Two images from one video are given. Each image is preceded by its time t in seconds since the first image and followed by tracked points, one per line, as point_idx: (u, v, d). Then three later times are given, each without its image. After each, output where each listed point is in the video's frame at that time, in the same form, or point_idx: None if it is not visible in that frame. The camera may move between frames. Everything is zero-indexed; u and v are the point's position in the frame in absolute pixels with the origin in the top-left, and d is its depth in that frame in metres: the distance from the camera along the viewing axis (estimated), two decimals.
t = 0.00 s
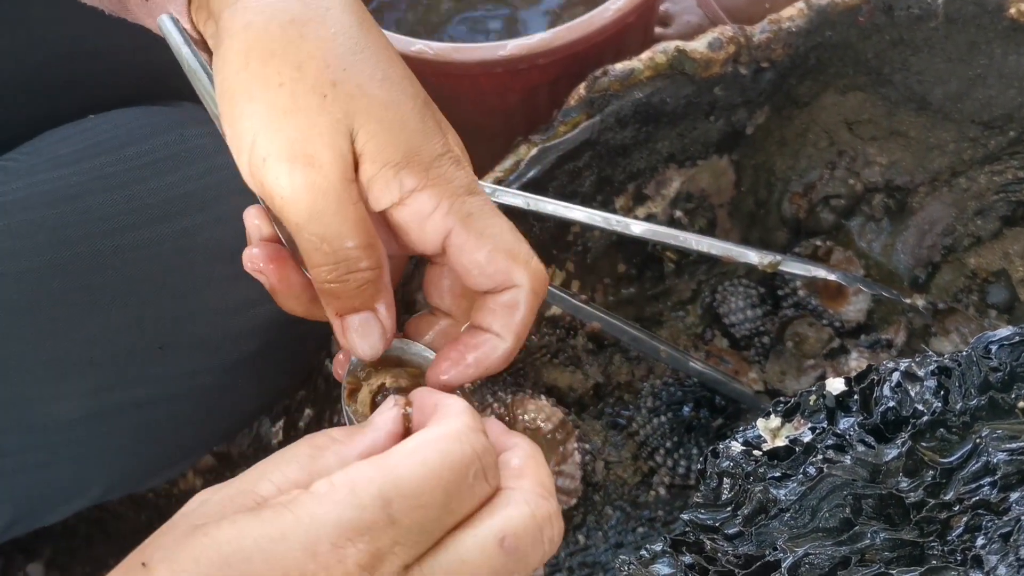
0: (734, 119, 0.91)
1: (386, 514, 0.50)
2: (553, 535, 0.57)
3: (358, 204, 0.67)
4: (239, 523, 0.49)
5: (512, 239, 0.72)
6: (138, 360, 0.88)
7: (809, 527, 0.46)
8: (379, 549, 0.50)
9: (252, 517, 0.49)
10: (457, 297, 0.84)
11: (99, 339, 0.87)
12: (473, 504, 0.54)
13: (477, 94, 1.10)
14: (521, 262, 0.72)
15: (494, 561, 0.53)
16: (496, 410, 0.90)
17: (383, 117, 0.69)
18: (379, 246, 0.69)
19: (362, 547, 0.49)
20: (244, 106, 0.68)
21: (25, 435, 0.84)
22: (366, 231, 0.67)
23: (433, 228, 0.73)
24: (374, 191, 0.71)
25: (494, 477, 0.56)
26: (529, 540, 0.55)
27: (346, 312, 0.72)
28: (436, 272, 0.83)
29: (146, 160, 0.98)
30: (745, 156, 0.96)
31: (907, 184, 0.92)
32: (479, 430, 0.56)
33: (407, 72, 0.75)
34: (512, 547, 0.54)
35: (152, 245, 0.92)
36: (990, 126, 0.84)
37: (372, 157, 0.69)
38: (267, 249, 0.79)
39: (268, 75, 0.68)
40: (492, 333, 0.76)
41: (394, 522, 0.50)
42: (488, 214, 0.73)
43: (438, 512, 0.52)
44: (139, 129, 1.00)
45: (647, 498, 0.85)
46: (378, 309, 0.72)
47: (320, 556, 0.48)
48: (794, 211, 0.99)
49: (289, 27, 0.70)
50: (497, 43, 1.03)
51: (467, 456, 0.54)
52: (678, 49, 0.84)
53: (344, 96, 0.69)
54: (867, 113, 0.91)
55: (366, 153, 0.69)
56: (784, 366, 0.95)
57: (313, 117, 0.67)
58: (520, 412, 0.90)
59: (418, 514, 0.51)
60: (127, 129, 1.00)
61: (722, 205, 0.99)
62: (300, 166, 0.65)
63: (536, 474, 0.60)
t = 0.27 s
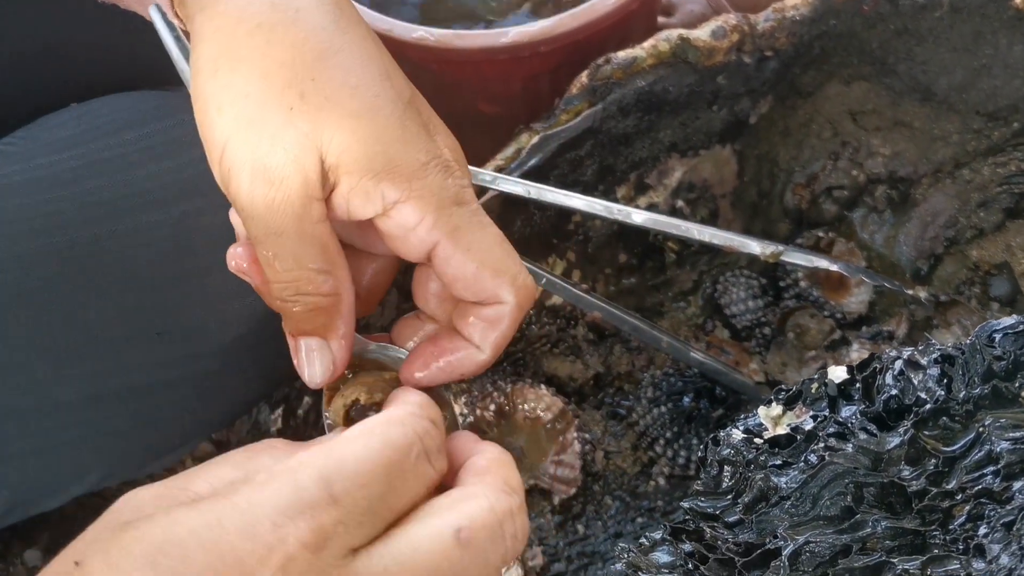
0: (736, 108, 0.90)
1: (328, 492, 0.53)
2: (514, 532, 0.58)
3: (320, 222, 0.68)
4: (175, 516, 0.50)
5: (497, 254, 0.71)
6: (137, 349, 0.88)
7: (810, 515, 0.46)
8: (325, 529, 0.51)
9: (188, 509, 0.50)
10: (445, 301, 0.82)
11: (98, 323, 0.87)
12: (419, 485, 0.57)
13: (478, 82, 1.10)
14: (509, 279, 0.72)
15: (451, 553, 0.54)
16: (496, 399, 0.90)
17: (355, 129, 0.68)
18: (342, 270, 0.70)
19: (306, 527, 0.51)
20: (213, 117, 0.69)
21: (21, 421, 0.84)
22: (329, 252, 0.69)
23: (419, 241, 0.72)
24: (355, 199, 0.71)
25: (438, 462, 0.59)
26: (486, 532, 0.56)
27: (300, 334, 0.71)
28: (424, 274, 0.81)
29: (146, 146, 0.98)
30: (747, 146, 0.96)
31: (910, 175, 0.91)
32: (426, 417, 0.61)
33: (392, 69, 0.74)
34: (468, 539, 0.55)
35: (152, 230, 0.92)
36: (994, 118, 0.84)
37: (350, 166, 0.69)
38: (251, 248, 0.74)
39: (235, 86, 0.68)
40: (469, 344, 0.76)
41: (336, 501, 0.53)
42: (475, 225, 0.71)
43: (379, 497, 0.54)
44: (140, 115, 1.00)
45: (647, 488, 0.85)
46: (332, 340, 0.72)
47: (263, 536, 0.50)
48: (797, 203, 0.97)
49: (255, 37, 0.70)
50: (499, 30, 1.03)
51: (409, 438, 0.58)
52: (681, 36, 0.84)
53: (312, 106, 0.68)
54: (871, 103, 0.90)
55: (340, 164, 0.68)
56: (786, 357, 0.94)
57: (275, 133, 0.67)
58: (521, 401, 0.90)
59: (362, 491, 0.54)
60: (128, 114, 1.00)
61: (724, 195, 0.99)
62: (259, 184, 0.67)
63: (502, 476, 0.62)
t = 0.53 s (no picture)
0: (741, 92, 0.89)
1: (284, 463, 0.53)
2: (493, 523, 0.56)
3: (297, 221, 0.64)
4: (129, 488, 0.51)
5: (493, 257, 0.69)
6: (135, 329, 0.88)
7: (817, 500, 0.46)
8: (279, 500, 0.51)
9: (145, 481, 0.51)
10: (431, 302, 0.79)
11: (95, 307, 0.86)
12: (382, 462, 0.57)
13: (480, 63, 1.08)
14: (505, 285, 0.70)
15: (418, 539, 0.53)
16: (498, 383, 0.90)
17: (338, 121, 0.64)
18: (318, 272, 0.67)
19: (258, 495, 0.51)
20: (184, 103, 0.64)
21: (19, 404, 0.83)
22: (303, 252, 0.66)
23: (409, 240, 0.68)
24: (339, 196, 0.67)
25: (404, 441, 0.60)
26: (460, 520, 0.54)
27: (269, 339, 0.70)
28: (408, 274, 0.76)
29: (143, 127, 0.96)
30: (751, 130, 0.94)
31: (915, 159, 0.91)
32: (391, 399, 0.61)
33: (378, 52, 0.69)
34: (438, 527, 0.53)
35: (150, 213, 0.91)
36: (1000, 102, 0.83)
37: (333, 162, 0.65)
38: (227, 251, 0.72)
39: (207, 70, 0.63)
40: (463, 348, 0.74)
41: (292, 472, 0.53)
42: (469, 226, 0.68)
43: (339, 471, 0.55)
44: (137, 95, 0.99)
45: (648, 473, 0.85)
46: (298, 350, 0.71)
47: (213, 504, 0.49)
48: (801, 186, 0.97)
49: (230, 16, 0.65)
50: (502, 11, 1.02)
51: (370, 415, 0.58)
52: (686, 17, 0.83)
53: (291, 95, 0.64)
54: (876, 87, 0.89)
55: (323, 158, 0.64)
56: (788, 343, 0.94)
57: (250, 125, 0.63)
58: (522, 385, 0.90)
59: (320, 463, 0.54)
60: (125, 95, 0.99)
61: (727, 179, 0.97)
62: (233, 178, 0.63)
63: (489, 467, 0.61)
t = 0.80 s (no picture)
0: (747, 80, 0.89)
1: (283, 476, 0.53)
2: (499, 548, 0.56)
3: (288, 230, 0.63)
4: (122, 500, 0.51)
5: (493, 268, 0.67)
6: (140, 315, 0.88)
7: (826, 491, 0.46)
8: (275, 515, 0.52)
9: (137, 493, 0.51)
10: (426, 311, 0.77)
11: (97, 295, 0.86)
12: (387, 469, 0.57)
13: (485, 50, 1.08)
14: (505, 300, 0.68)
15: (420, 560, 0.52)
16: (501, 372, 0.90)
17: (327, 128, 0.62)
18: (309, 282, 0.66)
19: (253, 510, 0.51)
20: (173, 109, 0.64)
21: (25, 389, 0.84)
22: (295, 261, 0.65)
23: (404, 249, 0.67)
24: (335, 203, 0.65)
25: (411, 446, 0.59)
26: (463, 541, 0.54)
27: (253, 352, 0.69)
28: (404, 279, 0.74)
29: (144, 112, 0.95)
30: (756, 120, 0.93)
31: (920, 150, 0.90)
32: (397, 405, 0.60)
33: (376, 49, 0.67)
34: (440, 548, 0.53)
35: (151, 200, 0.91)
36: (1007, 93, 0.82)
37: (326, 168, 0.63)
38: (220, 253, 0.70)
39: (198, 72, 0.62)
40: (453, 362, 0.73)
41: (290, 484, 0.53)
42: (469, 235, 0.66)
43: (341, 482, 0.55)
44: (138, 80, 0.98)
45: (651, 463, 0.85)
46: (284, 366, 0.69)
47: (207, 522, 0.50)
48: (805, 176, 0.96)
49: (217, 18, 0.63)
50: None
51: (377, 422, 0.57)
52: (692, 5, 0.82)
53: (279, 100, 0.62)
54: (882, 76, 0.88)
55: (315, 165, 0.63)
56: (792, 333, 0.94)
57: (238, 131, 0.61)
58: (525, 373, 0.90)
59: (319, 475, 0.53)
60: (126, 80, 0.98)
61: (732, 168, 0.97)
62: (223, 186, 0.62)
63: (497, 485, 0.61)
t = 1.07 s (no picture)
0: (753, 72, 0.88)
1: (282, 514, 0.48)
2: None
3: (290, 208, 0.58)
4: (110, 539, 0.47)
5: (485, 271, 0.63)
6: (141, 308, 0.88)
7: (836, 486, 0.47)
8: (277, 560, 0.47)
9: (127, 532, 0.47)
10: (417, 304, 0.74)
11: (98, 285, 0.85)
12: (392, 497, 0.53)
13: (488, 40, 1.07)
14: (494, 302, 0.65)
15: None
16: (503, 364, 0.90)
17: (332, 102, 0.59)
18: (316, 269, 0.61)
19: (253, 556, 0.46)
20: (162, 85, 0.60)
21: (25, 382, 0.83)
22: (301, 242, 0.59)
23: (399, 238, 0.62)
24: (333, 186, 0.61)
25: (416, 468, 0.55)
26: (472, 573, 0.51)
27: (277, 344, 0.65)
28: (398, 271, 0.72)
29: (145, 100, 0.95)
30: (762, 111, 0.93)
31: (926, 143, 0.89)
32: (401, 422, 0.56)
33: (377, 29, 0.64)
34: None
35: (154, 189, 0.90)
36: (1014, 86, 0.82)
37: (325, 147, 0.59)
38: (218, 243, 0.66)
39: (190, 45, 0.59)
40: (434, 363, 0.70)
41: (291, 524, 0.48)
42: (466, 233, 0.63)
43: (344, 516, 0.50)
44: (139, 68, 0.97)
45: (654, 456, 0.85)
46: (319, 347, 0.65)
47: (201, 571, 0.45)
48: (810, 168, 0.96)
49: None
50: None
51: (382, 444, 0.53)
52: None
53: (280, 73, 0.59)
54: (889, 69, 0.88)
55: (315, 143, 0.59)
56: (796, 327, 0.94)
57: (231, 104, 0.58)
58: (528, 366, 0.90)
59: (321, 513, 0.49)
60: (127, 68, 0.97)
61: (736, 160, 0.96)
62: (218, 164, 0.58)
63: (506, 510, 0.57)
